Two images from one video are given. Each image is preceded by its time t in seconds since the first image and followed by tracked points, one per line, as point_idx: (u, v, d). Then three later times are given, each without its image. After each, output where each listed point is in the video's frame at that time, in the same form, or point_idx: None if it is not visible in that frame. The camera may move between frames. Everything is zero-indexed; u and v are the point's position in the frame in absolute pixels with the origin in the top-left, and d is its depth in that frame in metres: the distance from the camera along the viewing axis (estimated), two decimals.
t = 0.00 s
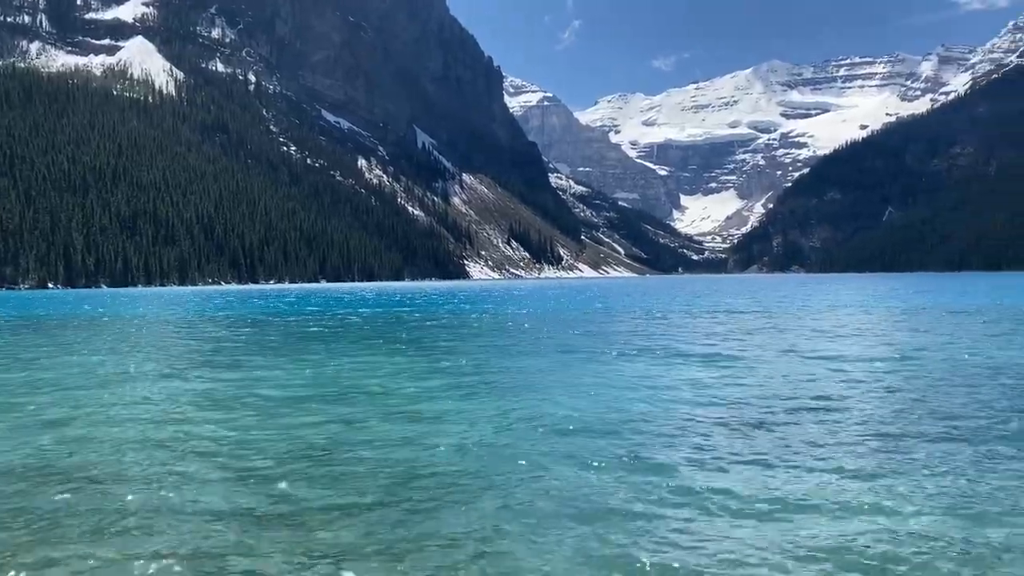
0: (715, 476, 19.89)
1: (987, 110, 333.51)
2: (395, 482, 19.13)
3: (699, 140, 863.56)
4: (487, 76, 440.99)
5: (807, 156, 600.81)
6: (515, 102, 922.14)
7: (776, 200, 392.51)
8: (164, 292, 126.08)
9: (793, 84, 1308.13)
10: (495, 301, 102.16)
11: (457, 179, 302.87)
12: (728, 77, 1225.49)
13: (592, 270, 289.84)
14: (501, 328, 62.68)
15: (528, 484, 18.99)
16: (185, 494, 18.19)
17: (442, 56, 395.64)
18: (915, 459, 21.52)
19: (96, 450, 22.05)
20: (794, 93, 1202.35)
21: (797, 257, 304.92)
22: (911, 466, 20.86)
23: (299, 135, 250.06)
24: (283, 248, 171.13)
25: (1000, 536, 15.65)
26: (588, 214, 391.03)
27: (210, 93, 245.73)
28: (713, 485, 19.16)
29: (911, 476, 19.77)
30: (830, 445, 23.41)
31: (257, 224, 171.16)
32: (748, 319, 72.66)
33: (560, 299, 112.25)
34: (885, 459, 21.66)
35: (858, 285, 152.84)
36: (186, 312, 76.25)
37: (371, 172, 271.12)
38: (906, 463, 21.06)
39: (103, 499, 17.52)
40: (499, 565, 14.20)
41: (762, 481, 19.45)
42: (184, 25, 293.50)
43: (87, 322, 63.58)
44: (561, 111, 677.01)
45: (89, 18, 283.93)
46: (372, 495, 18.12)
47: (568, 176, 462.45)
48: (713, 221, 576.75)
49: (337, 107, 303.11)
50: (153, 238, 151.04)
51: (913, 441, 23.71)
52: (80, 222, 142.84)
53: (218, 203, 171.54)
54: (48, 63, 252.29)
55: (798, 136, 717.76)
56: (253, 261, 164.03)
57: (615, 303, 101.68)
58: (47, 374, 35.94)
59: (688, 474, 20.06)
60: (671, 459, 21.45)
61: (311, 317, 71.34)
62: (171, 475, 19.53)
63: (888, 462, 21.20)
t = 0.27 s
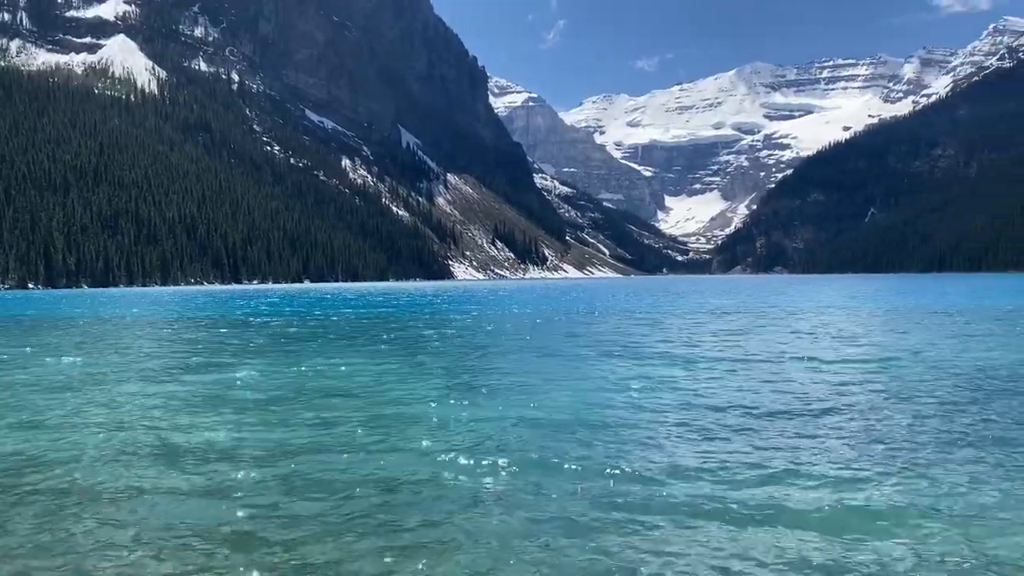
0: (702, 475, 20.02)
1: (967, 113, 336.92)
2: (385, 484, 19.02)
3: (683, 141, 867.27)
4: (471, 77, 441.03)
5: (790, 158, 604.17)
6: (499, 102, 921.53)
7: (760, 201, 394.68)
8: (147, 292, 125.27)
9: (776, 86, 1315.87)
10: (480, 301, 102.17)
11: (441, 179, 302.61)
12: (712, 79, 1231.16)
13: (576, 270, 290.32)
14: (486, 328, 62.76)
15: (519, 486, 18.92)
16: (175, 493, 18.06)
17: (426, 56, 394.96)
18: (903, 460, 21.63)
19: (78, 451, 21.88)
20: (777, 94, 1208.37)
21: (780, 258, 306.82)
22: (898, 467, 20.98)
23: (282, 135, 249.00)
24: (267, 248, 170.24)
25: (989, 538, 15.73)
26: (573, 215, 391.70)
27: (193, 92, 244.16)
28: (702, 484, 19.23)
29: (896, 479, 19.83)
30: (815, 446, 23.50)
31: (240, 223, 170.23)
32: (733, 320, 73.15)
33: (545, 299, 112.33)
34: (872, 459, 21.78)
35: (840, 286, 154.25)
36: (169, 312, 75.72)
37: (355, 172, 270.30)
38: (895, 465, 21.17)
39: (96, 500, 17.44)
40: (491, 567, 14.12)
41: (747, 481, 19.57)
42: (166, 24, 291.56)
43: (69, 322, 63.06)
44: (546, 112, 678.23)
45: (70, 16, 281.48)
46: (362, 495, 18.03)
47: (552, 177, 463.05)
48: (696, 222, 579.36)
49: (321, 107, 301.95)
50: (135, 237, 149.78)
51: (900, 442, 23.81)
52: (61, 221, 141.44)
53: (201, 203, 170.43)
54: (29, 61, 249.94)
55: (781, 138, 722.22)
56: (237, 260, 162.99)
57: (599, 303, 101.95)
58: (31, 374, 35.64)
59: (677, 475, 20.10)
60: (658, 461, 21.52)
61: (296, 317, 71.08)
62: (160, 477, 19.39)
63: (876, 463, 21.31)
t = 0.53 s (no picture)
0: (693, 475, 20.07)
1: (949, 114, 339.67)
2: (374, 484, 18.96)
3: (669, 141, 870.44)
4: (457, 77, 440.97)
5: (774, 158, 607.09)
6: (485, 102, 921.41)
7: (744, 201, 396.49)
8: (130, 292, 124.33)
9: (761, 87, 1322.27)
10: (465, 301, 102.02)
11: (427, 178, 302.12)
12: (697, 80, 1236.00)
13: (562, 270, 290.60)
14: (471, 328, 62.64)
15: (512, 487, 18.94)
16: (165, 495, 17.94)
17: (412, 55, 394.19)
18: (891, 460, 21.80)
19: (64, 452, 21.69)
20: (761, 96, 1215.20)
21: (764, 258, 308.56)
22: (887, 467, 21.15)
23: (267, 134, 247.75)
24: (251, 247, 169.41)
25: (978, 536, 15.85)
26: (558, 214, 392.15)
27: (177, 91, 242.66)
28: (694, 485, 19.29)
29: (887, 480, 19.97)
30: (803, 445, 23.66)
31: (224, 222, 169.40)
32: (716, 320, 73.49)
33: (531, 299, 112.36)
34: (862, 459, 21.93)
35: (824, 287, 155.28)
36: (152, 312, 75.19)
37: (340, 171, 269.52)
38: (885, 464, 21.34)
39: (74, 502, 17.37)
40: (485, 568, 14.12)
41: (739, 482, 19.65)
42: (149, 21, 289.37)
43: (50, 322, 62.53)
44: (532, 112, 678.48)
45: (52, 13, 279.03)
46: (354, 497, 17.95)
47: (538, 177, 463.42)
48: (681, 222, 581.37)
49: (306, 106, 300.77)
50: (117, 236, 148.74)
51: (888, 442, 23.98)
52: (42, 220, 140.29)
53: (184, 203, 169.44)
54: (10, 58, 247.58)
55: (765, 139, 725.99)
56: (220, 260, 162.02)
57: (585, 303, 101.97)
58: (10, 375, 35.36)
59: (668, 475, 20.18)
60: (648, 461, 21.58)
61: (280, 317, 70.78)
62: (138, 477, 19.34)
63: (865, 463, 21.48)
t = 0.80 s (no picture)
0: (688, 478, 19.86)
1: (930, 114, 342.14)
2: (367, 488, 18.70)
3: (653, 141, 873.23)
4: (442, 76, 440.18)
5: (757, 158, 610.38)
6: (470, 101, 920.39)
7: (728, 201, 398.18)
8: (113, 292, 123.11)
9: (745, 87, 1328.87)
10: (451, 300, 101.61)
11: (411, 177, 301.37)
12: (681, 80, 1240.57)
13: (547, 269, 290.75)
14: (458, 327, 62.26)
15: (504, 491, 18.65)
16: (155, 499, 17.63)
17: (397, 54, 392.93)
18: (887, 461, 21.79)
19: (51, 454, 21.28)
20: (744, 96, 1222.07)
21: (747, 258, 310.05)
22: (882, 468, 21.13)
23: (250, 133, 246.26)
24: (235, 246, 168.40)
25: (977, 539, 15.83)
26: (543, 214, 392.34)
27: (159, 88, 240.79)
28: (691, 488, 19.05)
29: (887, 481, 19.83)
30: (800, 447, 23.49)
31: (207, 221, 168.32)
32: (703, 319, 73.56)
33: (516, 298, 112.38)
34: (855, 461, 21.80)
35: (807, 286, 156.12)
36: (136, 311, 74.36)
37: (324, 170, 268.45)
38: (880, 467, 21.18)
39: (61, 505, 17.02)
40: None
41: (736, 484, 19.42)
42: (131, 18, 286.78)
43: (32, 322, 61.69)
44: (517, 112, 678.33)
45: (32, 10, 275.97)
46: (348, 501, 17.61)
47: (523, 176, 463.29)
48: (666, 221, 583.33)
49: (290, 104, 299.24)
50: (99, 235, 147.48)
51: (886, 443, 23.84)
52: (23, 220, 138.90)
53: (166, 202, 168.23)
54: None
55: (748, 139, 729.49)
56: (204, 259, 160.98)
57: (572, 303, 101.79)
58: None
59: (664, 477, 20.03)
60: (643, 463, 21.43)
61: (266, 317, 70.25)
62: (126, 481, 18.99)
63: (860, 466, 21.31)
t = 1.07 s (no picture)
0: (669, 475, 20.07)
1: (912, 114, 344.47)
2: (351, 484, 18.82)
3: (637, 140, 875.12)
4: (427, 75, 439.52)
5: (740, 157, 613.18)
6: (454, 100, 918.61)
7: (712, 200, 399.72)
8: (94, 291, 122.00)
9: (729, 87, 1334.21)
10: (436, 299, 101.34)
11: (395, 175, 300.49)
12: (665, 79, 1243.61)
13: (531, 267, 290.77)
14: (442, 326, 62.09)
15: (486, 488, 18.78)
16: (137, 496, 17.62)
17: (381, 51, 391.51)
18: (866, 457, 22.08)
19: (34, 453, 21.21)
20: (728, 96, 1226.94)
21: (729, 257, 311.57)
22: (860, 464, 21.42)
23: (233, 130, 244.73)
24: (217, 244, 167.40)
25: (951, 533, 16.13)
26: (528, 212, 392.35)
27: (140, 85, 238.94)
28: (673, 483, 19.26)
29: (869, 478, 20.12)
30: (781, 444, 23.75)
31: (189, 218, 167.24)
32: (685, 317, 73.91)
33: (500, 296, 112.13)
34: (833, 457, 22.07)
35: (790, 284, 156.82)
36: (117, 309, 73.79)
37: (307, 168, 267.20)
38: (857, 464, 21.46)
39: (40, 503, 16.98)
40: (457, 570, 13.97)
41: (715, 481, 19.65)
42: (112, 14, 284.19)
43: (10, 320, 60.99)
44: (501, 111, 677.88)
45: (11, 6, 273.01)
46: (331, 498, 17.68)
47: (507, 175, 463.22)
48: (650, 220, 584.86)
49: (273, 101, 297.64)
50: (79, 233, 146.29)
51: (868, 440, 24.10)
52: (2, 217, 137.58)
53: (148, 199, 167.02)
54: None
55: (731, 138, 732.82)
56: (185, 256, 159.95)
57: (555, 302, 101.76)
58: None
59: (645, 473, 20.20)
60: (625, 459, 21.63)
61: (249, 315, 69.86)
62: (108, 477, 18.98)
63: (837, 462, 21.59)
